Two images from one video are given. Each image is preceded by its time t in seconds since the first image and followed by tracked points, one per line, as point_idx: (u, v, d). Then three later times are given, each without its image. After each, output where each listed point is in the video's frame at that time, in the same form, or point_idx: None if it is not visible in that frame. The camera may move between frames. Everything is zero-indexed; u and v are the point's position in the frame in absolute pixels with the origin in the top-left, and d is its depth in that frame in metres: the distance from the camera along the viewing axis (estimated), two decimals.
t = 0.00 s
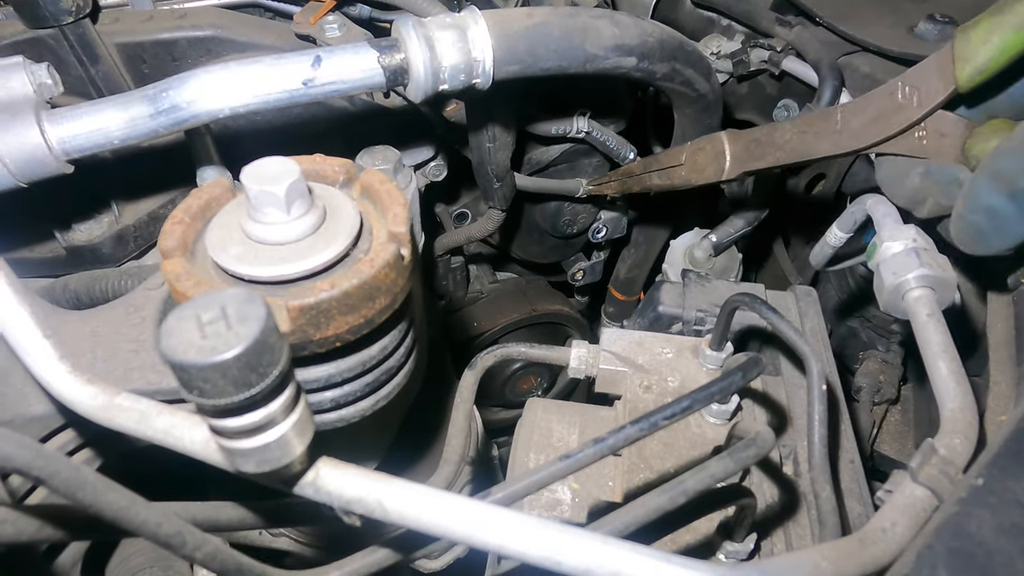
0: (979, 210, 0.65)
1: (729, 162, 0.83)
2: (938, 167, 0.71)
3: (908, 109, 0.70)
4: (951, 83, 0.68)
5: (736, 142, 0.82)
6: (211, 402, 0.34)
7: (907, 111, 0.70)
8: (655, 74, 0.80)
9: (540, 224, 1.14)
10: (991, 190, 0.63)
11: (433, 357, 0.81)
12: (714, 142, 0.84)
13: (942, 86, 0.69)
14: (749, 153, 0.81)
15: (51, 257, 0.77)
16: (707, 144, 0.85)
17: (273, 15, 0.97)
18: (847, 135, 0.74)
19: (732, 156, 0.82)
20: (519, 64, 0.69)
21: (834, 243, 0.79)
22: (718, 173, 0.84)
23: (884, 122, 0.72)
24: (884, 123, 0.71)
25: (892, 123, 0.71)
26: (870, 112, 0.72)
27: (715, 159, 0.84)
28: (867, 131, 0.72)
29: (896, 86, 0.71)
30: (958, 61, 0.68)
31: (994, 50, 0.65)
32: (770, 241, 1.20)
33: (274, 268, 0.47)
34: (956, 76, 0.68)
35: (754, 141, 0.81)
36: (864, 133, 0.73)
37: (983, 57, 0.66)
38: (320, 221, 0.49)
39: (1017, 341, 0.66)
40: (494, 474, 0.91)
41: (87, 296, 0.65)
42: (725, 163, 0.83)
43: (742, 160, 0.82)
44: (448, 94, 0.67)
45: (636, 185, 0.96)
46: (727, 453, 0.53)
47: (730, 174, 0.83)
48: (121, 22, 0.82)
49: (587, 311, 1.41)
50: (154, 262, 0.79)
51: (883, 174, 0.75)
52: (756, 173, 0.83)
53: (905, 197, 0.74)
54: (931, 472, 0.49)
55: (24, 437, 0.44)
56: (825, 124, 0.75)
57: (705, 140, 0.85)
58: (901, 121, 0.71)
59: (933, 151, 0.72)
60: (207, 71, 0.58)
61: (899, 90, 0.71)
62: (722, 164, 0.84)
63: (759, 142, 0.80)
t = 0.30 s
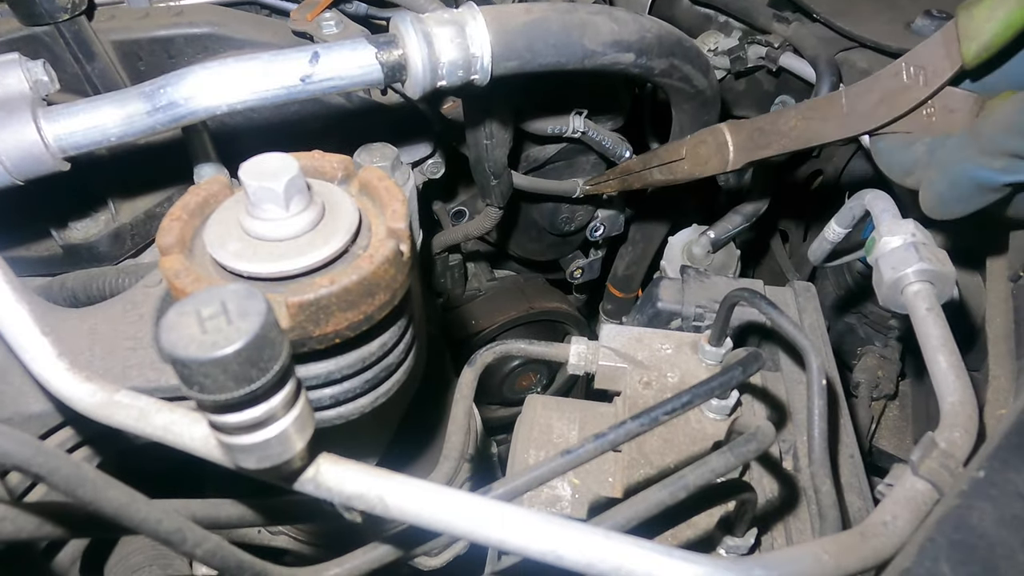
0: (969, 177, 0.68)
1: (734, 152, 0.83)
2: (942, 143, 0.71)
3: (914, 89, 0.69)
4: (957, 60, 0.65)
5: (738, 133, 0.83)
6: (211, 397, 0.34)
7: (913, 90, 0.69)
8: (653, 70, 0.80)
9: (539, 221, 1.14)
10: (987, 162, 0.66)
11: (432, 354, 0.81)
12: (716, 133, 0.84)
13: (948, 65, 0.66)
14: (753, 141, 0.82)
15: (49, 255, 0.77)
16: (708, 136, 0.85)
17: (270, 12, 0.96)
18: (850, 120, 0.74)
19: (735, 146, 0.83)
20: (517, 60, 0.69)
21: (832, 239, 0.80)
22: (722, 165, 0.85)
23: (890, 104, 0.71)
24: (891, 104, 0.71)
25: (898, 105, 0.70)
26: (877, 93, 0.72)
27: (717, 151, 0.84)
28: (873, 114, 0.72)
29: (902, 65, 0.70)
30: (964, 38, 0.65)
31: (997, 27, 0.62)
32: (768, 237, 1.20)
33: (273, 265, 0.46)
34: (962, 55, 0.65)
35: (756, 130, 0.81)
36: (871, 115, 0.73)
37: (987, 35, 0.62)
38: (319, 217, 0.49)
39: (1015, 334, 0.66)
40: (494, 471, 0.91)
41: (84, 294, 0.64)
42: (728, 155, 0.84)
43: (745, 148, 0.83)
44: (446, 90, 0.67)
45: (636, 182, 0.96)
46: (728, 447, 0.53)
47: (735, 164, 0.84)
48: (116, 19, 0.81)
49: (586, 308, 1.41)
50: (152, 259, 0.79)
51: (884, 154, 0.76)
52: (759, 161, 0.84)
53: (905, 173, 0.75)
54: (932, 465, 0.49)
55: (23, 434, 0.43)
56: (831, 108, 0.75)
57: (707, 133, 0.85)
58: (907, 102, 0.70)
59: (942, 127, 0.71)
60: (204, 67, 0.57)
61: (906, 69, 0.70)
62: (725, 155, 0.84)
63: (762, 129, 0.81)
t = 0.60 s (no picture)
0: (986, 138, 0.63)
1: (737, 138, 0.83)
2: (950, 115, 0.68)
3: (922, 68, 0.67)
4: (968, 37, 0.63)
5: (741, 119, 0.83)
6: (205, 394, 0.34)
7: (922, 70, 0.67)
8: (649, 66, 0.80)
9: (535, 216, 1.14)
10: (1000, 119, 0.61)
11: (428, 351, 0.81)
12: (719, 120, 0.84)
13: (957, 43, 0.64)
14: (757, 128, 0.82)
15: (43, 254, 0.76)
16: (712, 123, 0.85)
17: (264, 8, 0.96)
18: (851, 104, 0.73)
19: (739, 131, 0.83)
20: (512, 55, 0.69)
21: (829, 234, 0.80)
22: (725, 151, 0.85)
23: (896, 85, 0.69)
24: (897, 85, 0.69)
25: (905, 85, 0.69)
26: (884, 74, 0.70)
27: (721, 137, 0.84)
28: (877, 96, 0.71)
29: (910, 45, 0.68)
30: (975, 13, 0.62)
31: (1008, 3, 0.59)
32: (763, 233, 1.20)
33: (267, 261, 0.46)
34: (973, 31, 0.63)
35: (759, 117, 0.81)
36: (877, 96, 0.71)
37: (998, 11, 0.60)
38: (313, 213, 0.48)
39: (1012, 327, 0.66)
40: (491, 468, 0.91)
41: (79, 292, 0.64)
42: (731, 141, 0.84)
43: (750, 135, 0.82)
44: (441, 86, 0.67)
45: (636, 172, 0.97)
46: (725, 442, 0.53)
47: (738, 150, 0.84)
48: (109, 16, 0.80)
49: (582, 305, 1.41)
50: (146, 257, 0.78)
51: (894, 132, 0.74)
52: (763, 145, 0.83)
53: (916, 149, 0.73)
54: (929, 459, 0.49)
55: (16, 432, 0.43)
56: (833, 92, 0.75)
57: (710, 120, 0.85)
58: (913, 82, 0.68)
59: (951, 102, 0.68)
60: (198, 63, 0.57)
61: (914, 48, 0.68)
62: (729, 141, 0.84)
63: (768, 115, 0.80)
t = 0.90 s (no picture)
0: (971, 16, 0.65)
1: (733, 92, 0.81)
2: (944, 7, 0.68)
3: None
4: None
5: (735, 70, 0.81)
6: (206, 394, 0.34)
7: None
8: (646, 64, 0.80)
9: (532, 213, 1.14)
10: None
11: (427, 350, 0.81)
12: (714, 77, 0.82)
13: None
14: (751, 78, 0.80)
15: (41, 253, 0.76)
16: (706, 82, 0.83)
17: (261, 8, 0.96)
18: (832, 39, 0.74)
19: (734, 86, 0.81)
20: (510, 54, 0.69)
21: (827, 230, 0.81)
22: (723, 109, 0.82)
23: (870, 15, 0.70)
24: (871, 14, 0.70)
25: (879, 12, 0.70)
26: (858, 7, 0.71)
27: (718, 95, 0.82)
28: (852, 27, 0.72)
29: None
30: None
31: None
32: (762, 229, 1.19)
33: (267, 261, 0.46)
34: None
35: (755, 66, 0.80)
36: (848, 30, 0.72)
37: None
38: (312, 213, 0.49)
39: (1010, 324, 0.66)
40: (490, 466, 0.91)
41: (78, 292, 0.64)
42: (729, 96, 0.81)
43: (746, 86, 0.80)
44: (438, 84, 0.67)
45: (634, 150, 0.93)
46: (724, 439, 0.53)
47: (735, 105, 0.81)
48: (106, 16, 0.80)
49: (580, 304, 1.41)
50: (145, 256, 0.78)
51: (889, 52, 0.75)
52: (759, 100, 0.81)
53: (911, 66, 0.73)
54: (927, 455, 0.50)
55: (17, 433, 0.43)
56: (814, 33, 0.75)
57: (706, 79, 0.83)
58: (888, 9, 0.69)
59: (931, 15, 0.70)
60: (195, 63, 0.57)
61: None
62: (725, 96, 0.82)
63: (762, 63, 0.79)
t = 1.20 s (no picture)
0: None
1: (746, 67, 0.79)
2: None
3: None
4: None
5: (747, 49, 0.79)
6: (188, 396, 0.33)
7: None
8: (640, 54, 0.79)
9: (528, 211, 1.12)
10: None
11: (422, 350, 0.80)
12: (726, 55, 0.81)
13: None
14: (766, 49, 0.79)
15: (28, 252, 0.75)
16: (719, 59, 0.81)
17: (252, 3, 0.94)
18: None
19: (748, 59, 0.79)
20: (504, 44, 0.67)
21: (826, 227, 0.80)
22: (734, 87, 0.80)
23: None
24: None
25: None
26: None
27: (730, 70, 0.80)
28: None
29: None
30: None
31: None
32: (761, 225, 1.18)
33: (254, 260, 0.45)
34: None
35: (769, 37, 0.79)
36: None
37: None
38: (302, 210, 0.47)
39: (1013, 321, 0.65)
40: (487, 466, 0.90)
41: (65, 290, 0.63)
42: (741, 73, 0.80)
43: (760, 58, 0.79)
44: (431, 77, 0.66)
45: (639, 135, 0.91)
46: (723, 440, 0.52)
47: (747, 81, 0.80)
48: (94, 11, 0.79)
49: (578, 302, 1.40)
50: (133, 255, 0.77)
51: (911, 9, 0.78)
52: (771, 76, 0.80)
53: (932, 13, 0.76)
54: (930, 456, 0.49)
55: None
56: None
57: (717, 57, 0.81)
58: None
59: None
60: (183, 53, 0.56)
61: None
62: (736, 72, 0.80)
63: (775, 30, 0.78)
